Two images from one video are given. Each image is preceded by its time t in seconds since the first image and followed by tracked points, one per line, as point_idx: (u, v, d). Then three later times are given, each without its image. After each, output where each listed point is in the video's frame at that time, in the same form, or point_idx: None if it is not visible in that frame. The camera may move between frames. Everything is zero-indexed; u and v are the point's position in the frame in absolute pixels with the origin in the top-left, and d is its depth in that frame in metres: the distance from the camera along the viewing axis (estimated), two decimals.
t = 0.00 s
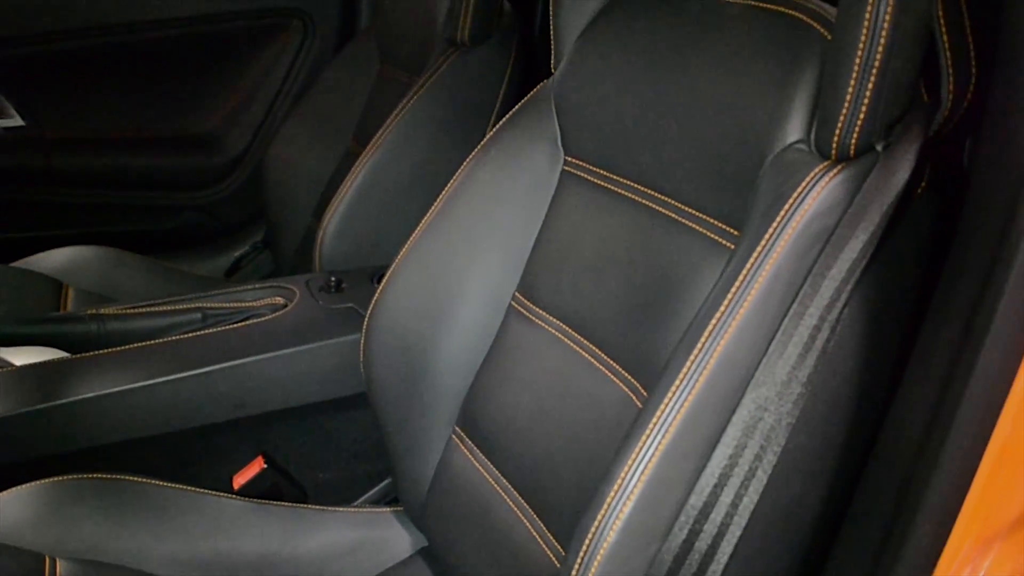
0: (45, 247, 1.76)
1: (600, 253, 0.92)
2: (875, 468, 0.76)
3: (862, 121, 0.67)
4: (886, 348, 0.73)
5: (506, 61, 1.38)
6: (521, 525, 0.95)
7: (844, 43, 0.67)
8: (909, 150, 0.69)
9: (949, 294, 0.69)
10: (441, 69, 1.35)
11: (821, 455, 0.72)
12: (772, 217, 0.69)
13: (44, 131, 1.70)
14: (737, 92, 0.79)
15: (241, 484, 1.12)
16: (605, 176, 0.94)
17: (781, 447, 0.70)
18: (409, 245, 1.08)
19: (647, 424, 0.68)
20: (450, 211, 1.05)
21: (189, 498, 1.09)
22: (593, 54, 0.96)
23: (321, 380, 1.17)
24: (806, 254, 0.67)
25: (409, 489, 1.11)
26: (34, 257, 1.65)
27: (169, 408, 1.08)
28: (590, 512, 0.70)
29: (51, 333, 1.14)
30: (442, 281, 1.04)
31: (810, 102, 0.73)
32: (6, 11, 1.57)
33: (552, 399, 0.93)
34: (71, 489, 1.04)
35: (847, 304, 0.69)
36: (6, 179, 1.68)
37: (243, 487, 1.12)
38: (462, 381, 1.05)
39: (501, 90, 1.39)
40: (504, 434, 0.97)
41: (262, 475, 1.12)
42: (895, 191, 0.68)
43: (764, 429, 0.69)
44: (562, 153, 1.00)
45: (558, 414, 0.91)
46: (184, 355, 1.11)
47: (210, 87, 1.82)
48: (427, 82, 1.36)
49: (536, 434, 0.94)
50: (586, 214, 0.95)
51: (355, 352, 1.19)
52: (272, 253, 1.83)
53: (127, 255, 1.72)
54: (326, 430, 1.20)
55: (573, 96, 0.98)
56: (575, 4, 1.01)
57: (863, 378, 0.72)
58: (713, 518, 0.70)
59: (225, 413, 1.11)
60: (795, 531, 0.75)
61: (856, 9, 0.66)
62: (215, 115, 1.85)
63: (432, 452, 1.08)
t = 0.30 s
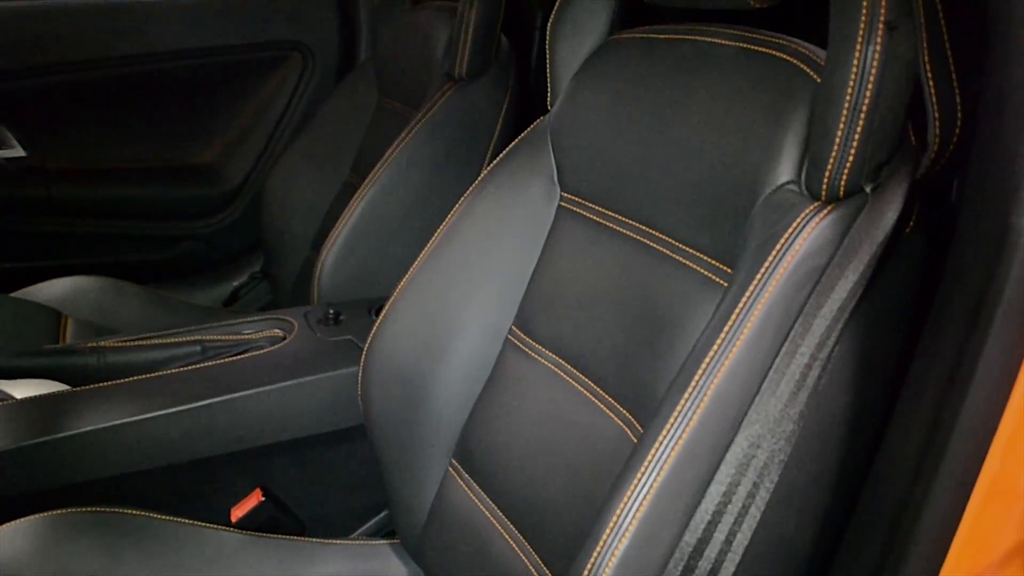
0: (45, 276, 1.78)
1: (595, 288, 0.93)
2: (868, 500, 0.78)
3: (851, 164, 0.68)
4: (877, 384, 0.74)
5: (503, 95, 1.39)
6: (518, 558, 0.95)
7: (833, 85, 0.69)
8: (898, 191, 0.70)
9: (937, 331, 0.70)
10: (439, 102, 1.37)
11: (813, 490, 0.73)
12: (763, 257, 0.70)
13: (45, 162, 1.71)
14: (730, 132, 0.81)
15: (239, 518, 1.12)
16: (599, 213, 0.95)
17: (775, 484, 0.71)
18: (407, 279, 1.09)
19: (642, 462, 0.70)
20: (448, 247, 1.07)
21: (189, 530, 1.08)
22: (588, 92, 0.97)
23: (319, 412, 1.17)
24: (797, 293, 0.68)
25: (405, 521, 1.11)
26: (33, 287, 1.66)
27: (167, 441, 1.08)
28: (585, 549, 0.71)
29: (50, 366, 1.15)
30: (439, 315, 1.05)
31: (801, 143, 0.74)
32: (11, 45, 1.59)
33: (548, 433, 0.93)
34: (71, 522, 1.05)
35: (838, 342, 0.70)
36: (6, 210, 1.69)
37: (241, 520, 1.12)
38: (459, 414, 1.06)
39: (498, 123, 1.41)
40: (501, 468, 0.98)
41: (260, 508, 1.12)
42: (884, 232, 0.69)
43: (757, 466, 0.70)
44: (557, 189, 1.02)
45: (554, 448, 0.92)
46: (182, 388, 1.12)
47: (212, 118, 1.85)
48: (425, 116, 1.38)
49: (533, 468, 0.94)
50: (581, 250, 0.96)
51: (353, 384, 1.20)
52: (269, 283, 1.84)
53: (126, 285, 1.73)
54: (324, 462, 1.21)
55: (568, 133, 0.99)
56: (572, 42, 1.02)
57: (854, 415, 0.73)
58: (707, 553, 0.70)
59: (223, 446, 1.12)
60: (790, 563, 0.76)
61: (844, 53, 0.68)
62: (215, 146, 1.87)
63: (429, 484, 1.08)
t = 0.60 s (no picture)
0: (45, 306, 1.79)
1: (591, 323, 0.95)
2: (861, 536, 0.79)
3: (840, 206, 0.70)
4: (867, 421, 0.75)
5: (499, 129, 1.42)
6: None
7: (821, 129, 0.71)
8: (886, 232, 0.72)
9: (926, 370, 0.71)
10: (436, 136, 1.39)
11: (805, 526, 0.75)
12: (755, 296, 0.72)
13: (46, 193, 1.73)
14: (723, 173, 0.82)
15: (238, 550, 1.11)
16: (594, 248, 0.97)
17: (769, 521, 0.72)
18: (405, 312, 1.10)
19: (637, 499, 0.70)
20: (445, 282, 1.07)
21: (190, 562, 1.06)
22: (582, 129, 0.99)
23: (319, 444, 1.18)
24: (788, 333, 0.70)
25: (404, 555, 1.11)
26: (33, 317, 1.66)
27: (166, 474, 1.09)
28: None
29: (50, 399, 1.16)
30: (436, 349, 1.06)
31: (791, 186, 0.76)
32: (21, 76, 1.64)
33: (545, 468, 0.94)
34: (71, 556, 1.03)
35: (829, 382, 0.71)
36: (8, 241, 1.71)
37: (240, 553, 1.10)
38: (457, 447, 1.06)
39: (495, 157, 1.43)
40: (498, 502, 0.99)
41: (257, 542, 1.11)
42: (874, 272, 0.71)
43: (753, 503, 0.71)
44: (553, 226, 1.03)
45: (552, 483, 0.93)
46: (182, 421, 1.13)
47: (213, 149, 1.86)
48: (423, 149, 1.40)
49: (530, 502, 0.95)
50: (577, 286, 0.98)
51: (351, 416, 1.21)
52: (268, 312, 1.84)
53: (126, 315, 1.74)
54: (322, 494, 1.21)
55: (563, 170, 1.01)
56: (565, 80, 1.04)
57: (845, 452, 0.75)
58: None
59: (221, 479, 1.12)
60: None
61: (831, 98, 0.69)
62: (215, 177, 1.89)
63: (426, 517, 1.08)
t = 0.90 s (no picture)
0: (43, 337, 1.79)
1: (587, 358, 0.96)
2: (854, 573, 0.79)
3: (830, 248, 0.71)
4: (855, 458, 0.77)
5: (495, 163, 1.44)
6: None
7: (810, 173, 0.72)
8: (875, 275, 0.73)
9: (915, 410, 0.72)
10: (434, 170, 1.41)
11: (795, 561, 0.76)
12: (747, 336, 0.73)
13: (48, 224, 1.75)
14: (716, 213, 0.84)
15: None
16: (589, 284, 0.98)
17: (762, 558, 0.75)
18: (403, 347, 1.11)
19: (632, 538, 0.72)
20: (442, 317, 1.08)
21: None
22: (576, 167, 1.01)
23: (317, 478, 1.19)
24: (780, 373, 0.71)
25: None
26: (31, 348, 1.67)
27: (165, 509, 1.09)
28: None
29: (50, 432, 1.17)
30: (434, 384, 1.07)
31: (781, 228, 0.78)
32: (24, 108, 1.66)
33: (542, 504, 0.95)
34: None
35: (821, 422, 0.74)
36: (8, 272, 1.72)
37: None
38: (453, 482, 1.07)
39: (491, 190, 1.45)
40: (495, 538, 0.99)
41: None
42: (863, 314, 0.73)
43: (746, 542, 0.73)
44: (549, 262, 1.04)
45: (548, 519, 0.94)
46: (180, 455, 1.13)
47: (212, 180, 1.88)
48: (420, 183, 1.41)
49: (526, 538, 0.96)
50: (571, 322, 0.99)
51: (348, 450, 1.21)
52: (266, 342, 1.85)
53: (125, 346, 1.74)
54: (319, 528, 1.22)
55: (558, 207, 1.02)
56: (560, 119, 1.06)
57: (836, 490, 0.77)
58: None
59: (218, 513, 1.12)
60: None
61: (820, 144, 0.71)
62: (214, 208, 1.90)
63: (421, 552, 1.09)
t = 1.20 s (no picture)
0: (40, 368, 1.78)
1: (582, 395, 0.97)
2: None
3: (819, 292, 0.73)
4: (845, 495, 0.78)
5: (490, 199, 1.46)
6: None
7: (800, 217, 0.74)
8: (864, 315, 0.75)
9: (903, 449, 0.74)
10: (431, 205, 1.43)
11: None
12: (740, 376, 0.75)
13: (47, 256, 1.76)
14: (708, 254, 0.85)
15: None
16: (585, 321, 0.99)
17: None
18: (398, 383, 1.12)
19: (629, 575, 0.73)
20: (439, 354, 1.09)
21: None
22: (570, 206, 1.03)
23: (314, 512, 1.20)
24: (772, 413, 0.73)
25: None
26: (29, 380, 1.67)
27: (163, 544, 1.09)
28: None
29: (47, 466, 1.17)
30: (430, 420, 1.07)
31: (772, 270, 0.80)
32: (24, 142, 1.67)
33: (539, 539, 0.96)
34: None
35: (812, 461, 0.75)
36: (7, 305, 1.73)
37: None
38: (449, 516, 1.08)
39: (487, 226, 1.47)
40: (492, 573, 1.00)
41: None
42: (854, 354, 0.74)
43: None
44: (544, 299, 1.05)
45: (546, 554, 0.95)
46: (179, 490, 1.13)
47: (211, 212, 1.90)
48: (417, 218, 1.43)
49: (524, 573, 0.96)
50: (566, 359, 1.00)
51: (344, 484, 1.22)
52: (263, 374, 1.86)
53: (122, 378, 1.75)
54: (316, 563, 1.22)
55: (553, 245, 1.04)
56: (555, 157, 1.07)
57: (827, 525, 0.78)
58: None
59: (216, 548, 1.13)
60: None
61: (808, 190, 0.73)
62: (211, 240, 1.91)
63: None
